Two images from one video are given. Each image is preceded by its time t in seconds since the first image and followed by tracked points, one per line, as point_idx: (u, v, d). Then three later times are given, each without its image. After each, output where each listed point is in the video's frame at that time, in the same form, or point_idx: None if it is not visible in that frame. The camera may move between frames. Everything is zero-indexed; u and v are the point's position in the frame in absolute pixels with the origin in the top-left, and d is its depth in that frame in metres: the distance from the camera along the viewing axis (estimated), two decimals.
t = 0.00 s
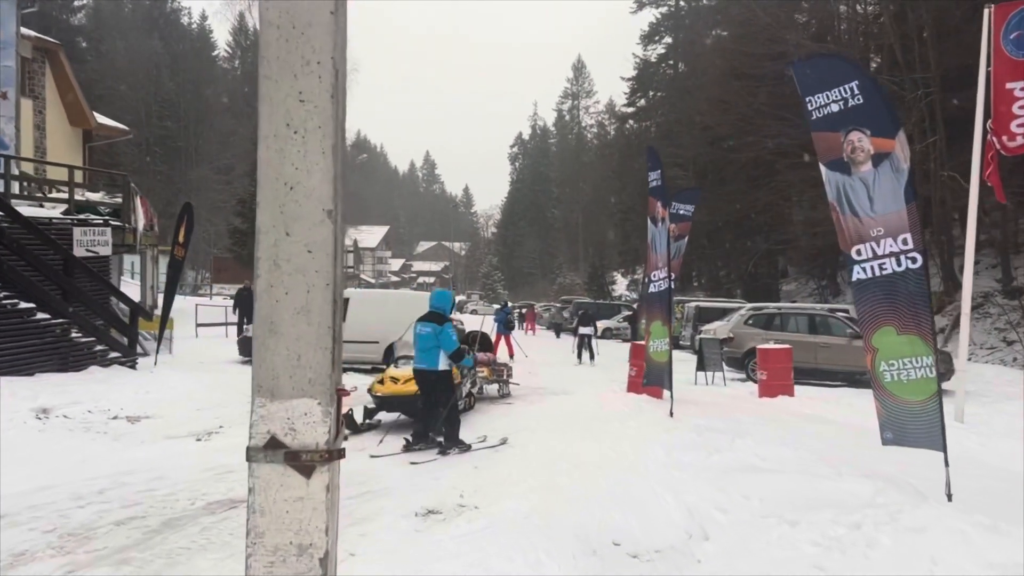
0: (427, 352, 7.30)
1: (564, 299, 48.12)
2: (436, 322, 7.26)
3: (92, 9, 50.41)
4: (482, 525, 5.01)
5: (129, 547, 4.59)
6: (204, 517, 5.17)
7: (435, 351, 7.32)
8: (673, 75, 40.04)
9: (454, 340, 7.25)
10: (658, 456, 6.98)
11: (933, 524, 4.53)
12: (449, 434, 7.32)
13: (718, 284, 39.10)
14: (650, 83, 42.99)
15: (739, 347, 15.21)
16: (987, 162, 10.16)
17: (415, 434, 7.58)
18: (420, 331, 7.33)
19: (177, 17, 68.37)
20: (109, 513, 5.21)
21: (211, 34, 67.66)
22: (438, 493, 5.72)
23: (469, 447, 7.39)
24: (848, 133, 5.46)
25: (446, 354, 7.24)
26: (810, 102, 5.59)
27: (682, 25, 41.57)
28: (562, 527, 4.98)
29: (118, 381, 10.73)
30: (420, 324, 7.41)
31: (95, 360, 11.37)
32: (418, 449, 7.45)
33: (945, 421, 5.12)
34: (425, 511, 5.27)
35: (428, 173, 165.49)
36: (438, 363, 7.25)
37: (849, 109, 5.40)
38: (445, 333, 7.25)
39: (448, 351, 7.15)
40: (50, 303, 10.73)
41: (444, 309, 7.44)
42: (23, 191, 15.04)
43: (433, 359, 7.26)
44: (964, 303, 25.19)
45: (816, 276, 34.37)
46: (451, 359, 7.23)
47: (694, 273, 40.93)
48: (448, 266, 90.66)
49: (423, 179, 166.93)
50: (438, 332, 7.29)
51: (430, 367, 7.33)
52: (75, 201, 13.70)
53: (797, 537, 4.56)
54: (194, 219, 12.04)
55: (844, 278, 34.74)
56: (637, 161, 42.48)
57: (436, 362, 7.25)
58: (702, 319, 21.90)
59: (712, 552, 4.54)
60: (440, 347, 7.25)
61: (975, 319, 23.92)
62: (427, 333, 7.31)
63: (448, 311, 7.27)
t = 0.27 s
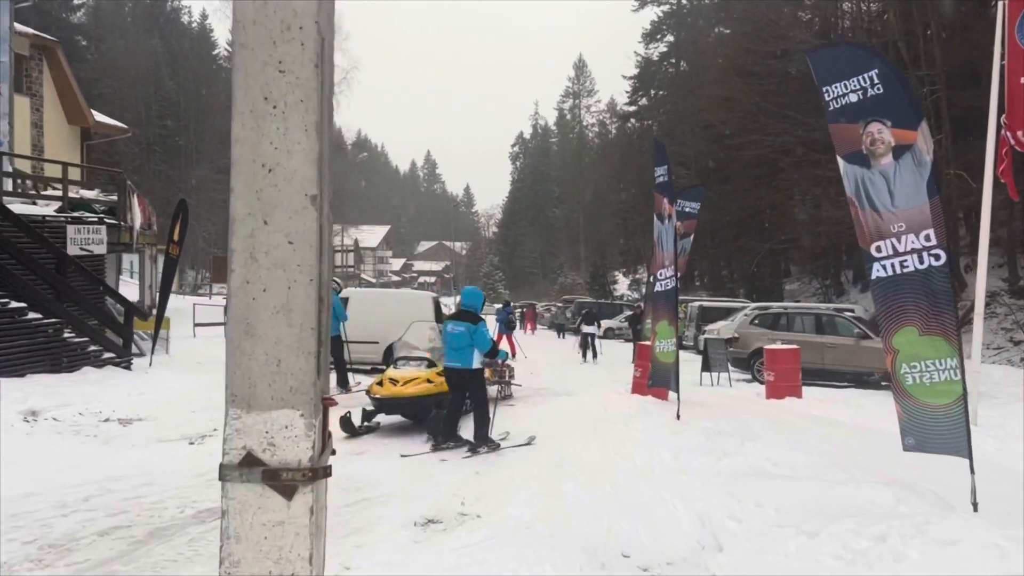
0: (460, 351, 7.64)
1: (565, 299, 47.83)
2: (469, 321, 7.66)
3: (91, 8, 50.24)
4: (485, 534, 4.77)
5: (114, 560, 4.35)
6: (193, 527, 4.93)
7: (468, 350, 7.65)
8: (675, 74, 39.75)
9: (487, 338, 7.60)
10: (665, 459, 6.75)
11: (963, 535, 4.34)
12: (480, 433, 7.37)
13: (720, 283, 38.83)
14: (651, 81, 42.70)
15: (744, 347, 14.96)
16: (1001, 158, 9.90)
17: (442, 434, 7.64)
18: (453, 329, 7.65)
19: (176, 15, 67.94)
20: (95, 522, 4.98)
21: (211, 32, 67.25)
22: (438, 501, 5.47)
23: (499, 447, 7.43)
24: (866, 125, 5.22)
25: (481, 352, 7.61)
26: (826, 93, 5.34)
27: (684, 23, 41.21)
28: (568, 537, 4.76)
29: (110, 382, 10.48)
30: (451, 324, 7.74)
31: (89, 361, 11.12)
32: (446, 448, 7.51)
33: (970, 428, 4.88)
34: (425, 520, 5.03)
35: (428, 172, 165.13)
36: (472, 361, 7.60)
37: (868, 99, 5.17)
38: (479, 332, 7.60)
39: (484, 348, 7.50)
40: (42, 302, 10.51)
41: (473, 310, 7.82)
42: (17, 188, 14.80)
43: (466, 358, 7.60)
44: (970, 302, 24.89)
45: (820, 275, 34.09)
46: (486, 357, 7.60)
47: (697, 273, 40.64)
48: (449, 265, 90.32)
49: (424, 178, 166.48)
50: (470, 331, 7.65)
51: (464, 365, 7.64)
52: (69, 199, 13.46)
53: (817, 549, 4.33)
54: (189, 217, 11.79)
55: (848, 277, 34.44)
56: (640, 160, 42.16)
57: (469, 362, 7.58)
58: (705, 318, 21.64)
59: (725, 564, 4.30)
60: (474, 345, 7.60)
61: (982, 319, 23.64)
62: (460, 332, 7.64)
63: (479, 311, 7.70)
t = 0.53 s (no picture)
0: (486, 348, 7.50)
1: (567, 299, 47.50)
2: (496, 318, 7.50)
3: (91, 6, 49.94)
4: (488, 545, 4.51)
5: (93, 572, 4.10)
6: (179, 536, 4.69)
7: (496, 347, 7.51)
8: (678, 72, 39.45)
9: (514, 335, 7.48)
10: (673, 464, 6.51)
11: (997, 548, 4.11)
12: (506, 431, 7.28)
13: (723, 282, 38.55)
14: (654, 80, 42.40)
15: (750, 348, 14.70)
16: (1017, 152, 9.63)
17: (466, 432, 7.53)
18: (479, 327, 7.50)
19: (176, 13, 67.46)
20: (76, 531, 4.73)
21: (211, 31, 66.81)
22: (436, 509, 5.22)
23: (525, 443, 7.38)
24: (887, 113, 4.97)
25: (508, 349, 7.48)
26: (844, 79, 5.09)
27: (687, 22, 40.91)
28: (572, 546, 4.50)
29: (104, 383, 10.25)
30: (476, 321, 7.58)
31: (83, 361, 10.91)
32: (469, 445, 7.42)
33: (998, 432, 4.63)
34: (422, 529, 4.78)
35: (429, 172, 164.61)
36: (500, 359, 7.48)
37: (889, 87, 4.93)
38: (505, 329, 7.48)
39: (512, 346, 7.37)
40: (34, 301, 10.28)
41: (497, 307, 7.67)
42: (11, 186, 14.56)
43: (494, 355, 7.47)
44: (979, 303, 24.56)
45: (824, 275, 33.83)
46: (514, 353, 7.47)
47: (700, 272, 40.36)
48: (450, 265, 89.97)
49: (425, 177, 165.97)
50: (497, 328, 7.51)
51: (491, 363, 7.52)
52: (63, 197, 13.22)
53: (838, 560, 4.10)
54: (184, 214, 11.57)
55: (852, 277, 34.18)
56: (642, 159, 41.83)
57: (497, 359, 7.46)
58: (709, 318, 21.39)
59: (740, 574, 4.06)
60: (501, 343, 7.46)
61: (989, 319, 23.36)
62: (487, 330, 7.49)
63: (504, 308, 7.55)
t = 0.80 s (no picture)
0: (504, 346, 7.45)
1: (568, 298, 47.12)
2: (515, 315, 7.47)
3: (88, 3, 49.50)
4: (481, 557, 4.25)
5: None
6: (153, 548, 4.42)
7: (515, 344, 7.47)
8: (679, 70, 39.10)
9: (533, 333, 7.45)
10: (677, 468, 6.25)
11: None
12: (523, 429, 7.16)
13: (726, 282, 38.24)
14: (655, 78, 42.03)
15: (753, 347, 14.38)
16: None
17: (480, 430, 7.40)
18: (499, 324, 7.45)
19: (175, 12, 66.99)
20: (45, 543, 4.46)
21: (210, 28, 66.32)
22: (427, 518, 4.95)
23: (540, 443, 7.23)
24: (903, 99, 4.70)
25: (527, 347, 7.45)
26: (858, 64, 4.84)
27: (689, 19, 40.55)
28: (570, 558, 4.25)
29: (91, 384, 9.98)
30: (494, 319, 7.54)
31: (71, 361, 10.65)
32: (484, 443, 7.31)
33: None
34: (412, 540, 4.51)
35: (430, 171, 164.09)
36: (519, 357, 7.43)
37: (906, 71, 4.65)
38: (525, 327, 7.46)
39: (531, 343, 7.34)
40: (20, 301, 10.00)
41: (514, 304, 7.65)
42: None
43: (512, 353, 7.42)
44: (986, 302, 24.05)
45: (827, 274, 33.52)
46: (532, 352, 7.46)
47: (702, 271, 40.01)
48: (451, 264, 89.50)
49: (426, 176, 165.51)
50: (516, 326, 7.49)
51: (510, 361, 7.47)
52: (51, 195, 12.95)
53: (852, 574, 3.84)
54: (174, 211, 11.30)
55: (856, 276, 33.85)
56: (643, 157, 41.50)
57: (516, 356, 7.42)
58: (711, 318, 21.08)
59: None
60: (520, 341, 7.43)
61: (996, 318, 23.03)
62: (507, 327, 7.45)
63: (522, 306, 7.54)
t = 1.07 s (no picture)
0: (523, 346, 7.42)
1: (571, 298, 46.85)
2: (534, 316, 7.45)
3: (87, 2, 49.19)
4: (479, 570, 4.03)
5: None
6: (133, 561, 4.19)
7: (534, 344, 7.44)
8: (681, 69, 38.84)
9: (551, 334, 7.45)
10: (682, 474, 6.03)
11: None
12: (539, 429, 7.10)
13: (729, 282, 37.98)
14: (657, 77, 41.77)
15: (759, 348, 14.18)
16: None
17: (494, 430, 7.31)
18: (518, 325, 7.42)
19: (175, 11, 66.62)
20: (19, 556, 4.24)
21: (211, 27, 65.97)
22: (423, 529, 4.73)
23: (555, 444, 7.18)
24: (923, 87, 4.46)
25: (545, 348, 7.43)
26: (873, 51, 4.59)
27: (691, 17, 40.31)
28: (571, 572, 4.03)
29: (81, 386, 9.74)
30: (512, 319, 7.50)
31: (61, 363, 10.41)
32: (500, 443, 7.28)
33: None
34: (407, 553, 4.29)
35: (431, 171, 163.84)
36: (536, 357, 7.41)
37: (926, 57, 4.42)
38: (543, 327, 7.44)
39: (550, 344, 7.33)
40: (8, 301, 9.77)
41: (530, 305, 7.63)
42: None
43: (531, 353, 7.39)
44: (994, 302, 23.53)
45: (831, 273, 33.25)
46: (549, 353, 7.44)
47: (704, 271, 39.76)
48: (453, 264, 89.18)
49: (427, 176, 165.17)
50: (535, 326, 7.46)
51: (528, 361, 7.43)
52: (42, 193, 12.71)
53: None
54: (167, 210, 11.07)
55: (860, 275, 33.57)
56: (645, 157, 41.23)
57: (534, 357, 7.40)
58: (715, 318, 20.83)
59: None
60: (539, 341, 7.40)
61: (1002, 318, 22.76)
62: (527, 328, 7.42)
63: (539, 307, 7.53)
